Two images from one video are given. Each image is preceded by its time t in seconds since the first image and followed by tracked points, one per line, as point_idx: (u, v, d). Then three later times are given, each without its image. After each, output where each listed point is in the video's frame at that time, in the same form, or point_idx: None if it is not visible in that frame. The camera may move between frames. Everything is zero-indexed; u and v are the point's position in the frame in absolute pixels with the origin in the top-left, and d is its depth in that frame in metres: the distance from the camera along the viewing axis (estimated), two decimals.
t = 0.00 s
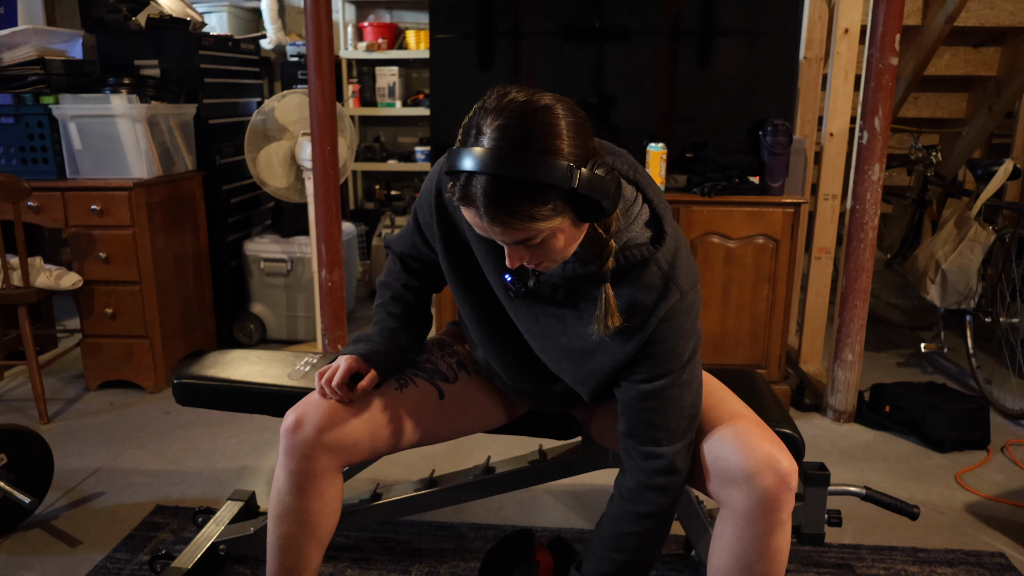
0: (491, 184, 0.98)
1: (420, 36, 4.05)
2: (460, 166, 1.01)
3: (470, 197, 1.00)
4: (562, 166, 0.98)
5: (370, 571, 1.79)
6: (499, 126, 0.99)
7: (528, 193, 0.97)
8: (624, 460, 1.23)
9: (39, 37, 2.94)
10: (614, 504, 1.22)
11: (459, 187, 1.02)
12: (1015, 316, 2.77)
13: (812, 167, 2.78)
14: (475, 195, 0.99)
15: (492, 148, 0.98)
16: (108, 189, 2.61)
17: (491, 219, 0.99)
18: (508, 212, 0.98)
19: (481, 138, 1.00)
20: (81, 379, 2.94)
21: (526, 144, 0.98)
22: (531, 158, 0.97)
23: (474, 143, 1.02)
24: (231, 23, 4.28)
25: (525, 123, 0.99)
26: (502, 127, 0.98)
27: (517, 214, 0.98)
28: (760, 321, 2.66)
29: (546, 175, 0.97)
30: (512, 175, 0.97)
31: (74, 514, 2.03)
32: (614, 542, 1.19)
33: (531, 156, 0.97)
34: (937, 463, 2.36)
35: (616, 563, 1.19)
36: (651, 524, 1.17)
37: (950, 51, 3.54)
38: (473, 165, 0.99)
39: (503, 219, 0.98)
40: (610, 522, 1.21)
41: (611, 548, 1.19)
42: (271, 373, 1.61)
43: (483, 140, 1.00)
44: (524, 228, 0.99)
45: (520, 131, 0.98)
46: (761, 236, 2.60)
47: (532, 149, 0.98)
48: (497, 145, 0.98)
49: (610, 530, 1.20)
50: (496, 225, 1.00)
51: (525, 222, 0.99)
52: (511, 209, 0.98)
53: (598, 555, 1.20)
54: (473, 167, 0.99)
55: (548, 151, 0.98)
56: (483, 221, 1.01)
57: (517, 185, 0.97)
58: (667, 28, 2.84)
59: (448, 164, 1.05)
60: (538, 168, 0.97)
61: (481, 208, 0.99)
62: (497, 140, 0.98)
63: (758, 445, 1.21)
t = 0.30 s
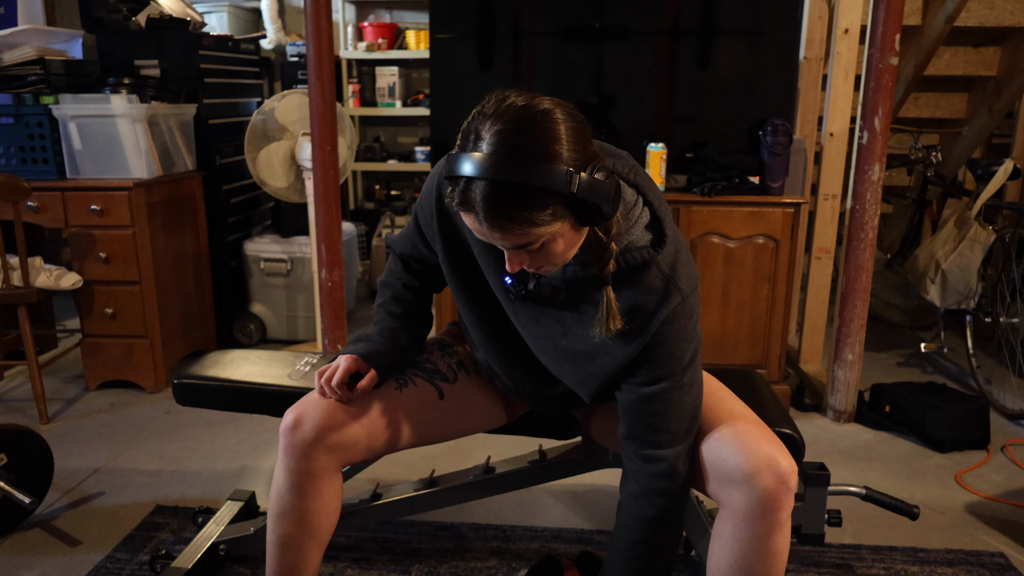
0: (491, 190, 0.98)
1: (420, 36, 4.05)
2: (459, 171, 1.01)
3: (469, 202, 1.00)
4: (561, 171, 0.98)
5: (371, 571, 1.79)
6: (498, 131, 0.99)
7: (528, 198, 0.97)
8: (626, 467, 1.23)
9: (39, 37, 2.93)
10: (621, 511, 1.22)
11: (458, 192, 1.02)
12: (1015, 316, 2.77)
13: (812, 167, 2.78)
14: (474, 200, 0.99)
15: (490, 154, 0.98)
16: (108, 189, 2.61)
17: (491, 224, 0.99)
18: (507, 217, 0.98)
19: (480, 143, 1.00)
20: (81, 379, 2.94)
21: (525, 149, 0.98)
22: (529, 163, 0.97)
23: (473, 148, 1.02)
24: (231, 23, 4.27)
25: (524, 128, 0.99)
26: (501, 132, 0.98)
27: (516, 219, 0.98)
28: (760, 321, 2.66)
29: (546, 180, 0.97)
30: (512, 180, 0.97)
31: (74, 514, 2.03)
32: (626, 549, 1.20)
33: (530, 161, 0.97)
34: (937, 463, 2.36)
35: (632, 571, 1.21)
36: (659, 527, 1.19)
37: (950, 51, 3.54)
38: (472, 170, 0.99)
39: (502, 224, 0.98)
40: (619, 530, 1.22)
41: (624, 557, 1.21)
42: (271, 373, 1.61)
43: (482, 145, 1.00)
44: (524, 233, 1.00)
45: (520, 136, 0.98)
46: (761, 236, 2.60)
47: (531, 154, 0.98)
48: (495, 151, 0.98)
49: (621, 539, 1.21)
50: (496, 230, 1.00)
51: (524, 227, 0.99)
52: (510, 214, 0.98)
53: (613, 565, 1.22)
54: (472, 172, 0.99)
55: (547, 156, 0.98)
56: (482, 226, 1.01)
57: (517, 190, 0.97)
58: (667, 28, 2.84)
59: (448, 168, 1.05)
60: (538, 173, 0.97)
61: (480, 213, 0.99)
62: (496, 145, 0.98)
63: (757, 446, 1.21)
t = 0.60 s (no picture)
0: (490, 188, 0.98)
1: (420, 36, 4.05)
2: (458, 170, 1.01)
3: (469, 200, 1.01)
4: (560, 170, 0.98)
5: (370, 571, 1.79)
6: (497, 130, 0.99)
7: (527, 197, 0.97)
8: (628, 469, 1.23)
9: (39, 37, 2.94)
10: (621, 509, 1.21)
11: (457, 190, 1.02)
12: (1015, 316, 2.77)
13: (813, 167, 2.78)
14: (474, 199, 0.99)
15: (490, 152, 0.98)
16: (108, 189, 2.61)
17: (490, 222, 0.99)
18: (507, 216, 0.98)
19: (479, 142, 1.00)
20: (81, 379, 2.94)
21: (524, 148, 0.98)
22: (528, 162, 0.97)
23: (472, 147, 1.02)
24: (231, 23, 4.27)
25: (523, 127, 0.99)
26: (500, 131, 0.98)
27: (516, 217, 0.98)
28: (760, 321, 2.66)
29: (545, 179, 0.97)
30: (511, 178, 0.97)
31: (74, 514, 2.03)
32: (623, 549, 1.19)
33: (529, 160, 0.97)
34: (937, 463, 2.36)
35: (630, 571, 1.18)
36: (660, 528, 1.18)
37: (950, 51, 3.54)
38: (472, 168, 0.99)
39: (502, 222, 0.98)
40: (618, 527, 1.21)
41: (622, 556, 1.19)
42: (270, 373, 1.61)
43: (481, 144, 1.00)
44: (523, 231, 0.99)
45: (519, 136, 0.98)
46: (761, 236, 2.60)
47: (530, 153, 0.98)
48: (494, 149, 0.98)
49: (619, 537, 1.20)
50: (495, 228, 1.00)
51: (524, 226, 0.99)
52: (510, 212, 0.98)
53: (608, 564, 1.20)
54: (472, 171, 0.99)
55: (546, 155, 0.98)
56: (482, 224, 1.01)
57: (516, 189, 0.97)
58: (667, 28, 2.84)
59: (448, 167, 1.05)
60: (537, 172, 0.97)
61: (480, 211, 0.99)
62: (495, 144, 0.98)
63: (758, 445, 1.21)
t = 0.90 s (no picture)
0: (495, 179, 0.97)
1: (420, 36, 4.05)
2: (464, 161, 1.01)
3: (473, 192, 1.00)
4: (565, 163, 0.98)
5: (371, 571, 1.79)
6: (504, 122, 0.99)
7: (532, 189, 0.97)
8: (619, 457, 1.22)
9: (39, 37, 2.93)
10: (607, 488, 1.20)
11: (462, 181, 1.02)
12: (1015, 316, 2.77)
13: (813, 167, 2.78)
14: (478, 190, 0.99)
15: (495, 144, 0.98)
16: (108, 189, 2.61)
17: (493, 214, 0.99)
18: (511, 207, 0.98)
19: (485, 134, 1.00)
20: (81, 379, 2.94)
21: (529, 141, 0.98)
22: (534, 154, 0.97)
23: (478, 138, 1.02)
24: (231, 23, 4.27)
25: (529, 120, 0.99)
26: (506, 123, 0.98)
27: (520, 209, 0.98)
28: (760, 321, 2.66)
29: (550, 172, 0.97)
30: (516, 170, 0.97)
31: (74, 514, 2.03)
32: (598, 524, 1.17)
33: (535, 153, 0.97)
34: (937, 463, 2.36)
35: (598, 546, 1.16)
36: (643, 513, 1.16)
37: (950, 51, 3.54)
38: (477, 160, 0.99)
39: (505, 214, 0.98)
40: (598, 502, 1.19)
41: (594, 528, 1.17)
42: (270, 373, 1.61)
43: (487, 135, 1.00)
44: (527, 224, 0.99)
45: (525, 128, 0.98)
46: (761, 236, 2.60)
47: (535, 146, 0.98)
48: (501, 141, 0.98)
49: (598, 511, 1.18)
50: (499, 220, 0.99)
51: (528, 218, 0.99)
52: (514, 204, 0.97)
53: (577, 534, 1.17)
54: (477, 162, 0.99)
55: (552, 148, 0.99)
56: (486, 216, 1.00)
57: (521, 180, 0.97)
58: (667, 28, 2.84)
59: (452, 158, 1.04)
60: (543, 164, 0.97)
61: (484, 202, 0.99)
62: (501, 136, 0.98)
63: (756, 445, 1.21)
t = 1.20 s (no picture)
0: (498, 174, 0.97)
1: (420, 36, 4.05)
2: (467, 156, 1.01)
3: (476, 186, 1.00)
4: (569, 159, 0.98)
5: (371, 571, 1.79)
6: (508, 117, 0.99)
7: (535, 184, 0.97)
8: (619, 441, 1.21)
9: (39, 37, 2.93)
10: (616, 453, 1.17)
11: (465, 176, 1.02)
12: (1015, 316, 2.77)
13: (813, 167, 2.78)
14: (482, 184, 0.99)
15: (499, 138, 0.98)
16: (108, 189, 2.61)
17: (497, 209, 0.99)
18: (514, 203, 0.98)
19: (489, 128, 1.00)
20: (81, 379, 2.94)
21: (534, 136, 0.98)
22: (538, 149, 0.97)
23: (482, 133, 1.02)
24: (231, 23, 4.27)
25: (534, 114, 0.99)
26: (511, 118, 0.98)
27: (522, 204, 0.98)
28: (760, 321, 2.66)
29: (553, 167, 0.97)
30: (520, 165, 0.97)
31: (73, 514, 2.03)
32: (597, 483, 1.12)
33: (539, 148, 0.97)
34: (937, 463, 2.36)
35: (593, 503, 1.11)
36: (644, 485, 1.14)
37: (950, 51, 3.54)
38: (481, 154, 0.99)
39: (508, 209, 0.98)
40: (607, 460, 1.15)
41: (593, 483, 1.12)
42: (270, 373, 1.61)
43: (491, 130, 1.00)
44: (529, 219, 0.99)
45: (529, 123, 0.98)
46: (761, 236, 2.60)
47: (539, 141, 0.98)
48: (505, 135, 0.98)
49: (600, 468, 1.14)
50: (502, 215, 0.99)
51: (530, 214, 0.99)
52: (518, 199, 0.97)
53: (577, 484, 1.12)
54: (480, 157, 0.99)
55: (556, 144, 0.98)
56: (489, 211, 1.00)
57: (525, 175, 0.97)
58: (667, 28, 2.84)
59: (456, 153, 1.04)
60: (546, 160, 0.97)
61: (487, 197, 0.99)
62: (505, 131, 0.98)
63: (758, 445, 1.20)
